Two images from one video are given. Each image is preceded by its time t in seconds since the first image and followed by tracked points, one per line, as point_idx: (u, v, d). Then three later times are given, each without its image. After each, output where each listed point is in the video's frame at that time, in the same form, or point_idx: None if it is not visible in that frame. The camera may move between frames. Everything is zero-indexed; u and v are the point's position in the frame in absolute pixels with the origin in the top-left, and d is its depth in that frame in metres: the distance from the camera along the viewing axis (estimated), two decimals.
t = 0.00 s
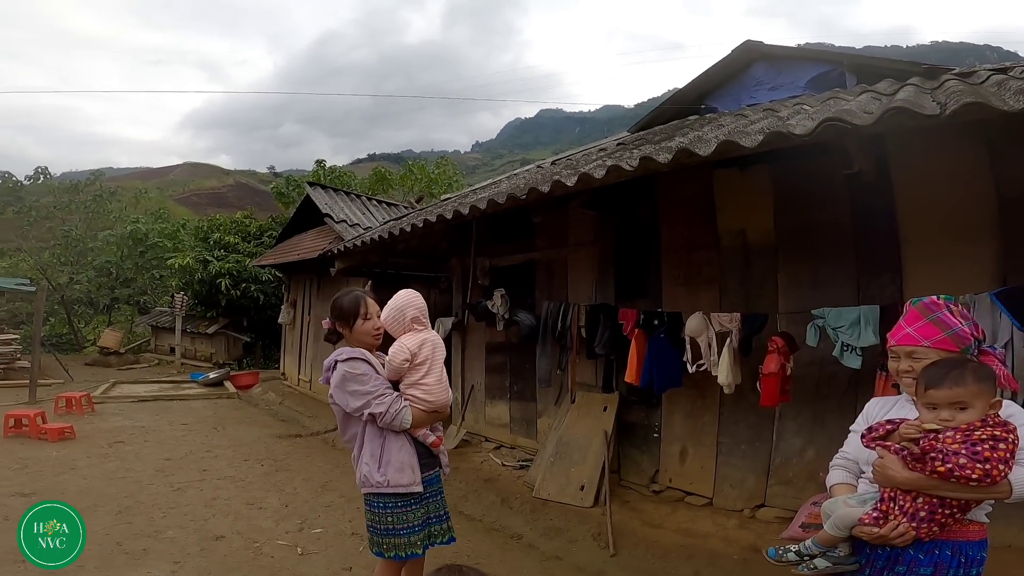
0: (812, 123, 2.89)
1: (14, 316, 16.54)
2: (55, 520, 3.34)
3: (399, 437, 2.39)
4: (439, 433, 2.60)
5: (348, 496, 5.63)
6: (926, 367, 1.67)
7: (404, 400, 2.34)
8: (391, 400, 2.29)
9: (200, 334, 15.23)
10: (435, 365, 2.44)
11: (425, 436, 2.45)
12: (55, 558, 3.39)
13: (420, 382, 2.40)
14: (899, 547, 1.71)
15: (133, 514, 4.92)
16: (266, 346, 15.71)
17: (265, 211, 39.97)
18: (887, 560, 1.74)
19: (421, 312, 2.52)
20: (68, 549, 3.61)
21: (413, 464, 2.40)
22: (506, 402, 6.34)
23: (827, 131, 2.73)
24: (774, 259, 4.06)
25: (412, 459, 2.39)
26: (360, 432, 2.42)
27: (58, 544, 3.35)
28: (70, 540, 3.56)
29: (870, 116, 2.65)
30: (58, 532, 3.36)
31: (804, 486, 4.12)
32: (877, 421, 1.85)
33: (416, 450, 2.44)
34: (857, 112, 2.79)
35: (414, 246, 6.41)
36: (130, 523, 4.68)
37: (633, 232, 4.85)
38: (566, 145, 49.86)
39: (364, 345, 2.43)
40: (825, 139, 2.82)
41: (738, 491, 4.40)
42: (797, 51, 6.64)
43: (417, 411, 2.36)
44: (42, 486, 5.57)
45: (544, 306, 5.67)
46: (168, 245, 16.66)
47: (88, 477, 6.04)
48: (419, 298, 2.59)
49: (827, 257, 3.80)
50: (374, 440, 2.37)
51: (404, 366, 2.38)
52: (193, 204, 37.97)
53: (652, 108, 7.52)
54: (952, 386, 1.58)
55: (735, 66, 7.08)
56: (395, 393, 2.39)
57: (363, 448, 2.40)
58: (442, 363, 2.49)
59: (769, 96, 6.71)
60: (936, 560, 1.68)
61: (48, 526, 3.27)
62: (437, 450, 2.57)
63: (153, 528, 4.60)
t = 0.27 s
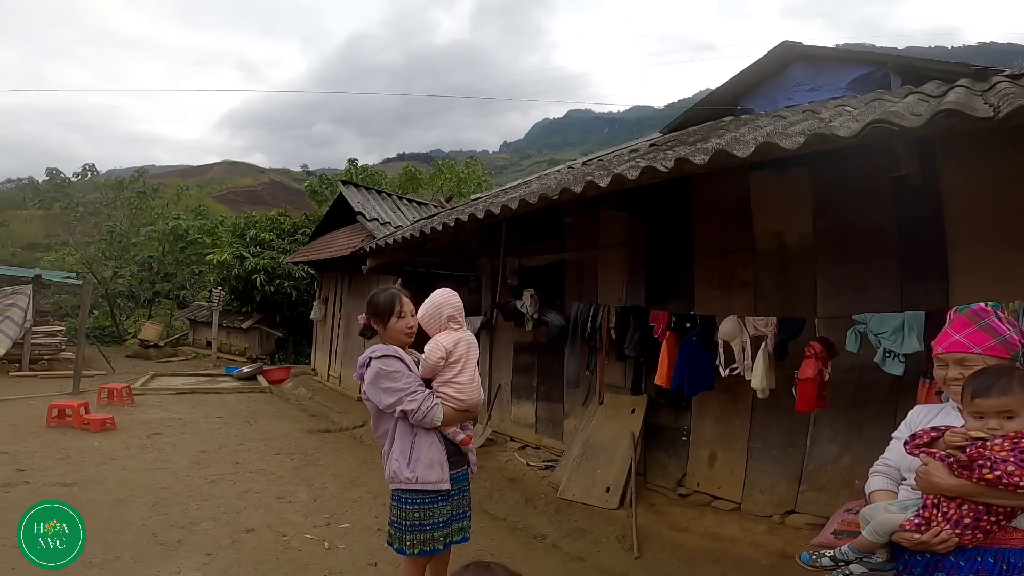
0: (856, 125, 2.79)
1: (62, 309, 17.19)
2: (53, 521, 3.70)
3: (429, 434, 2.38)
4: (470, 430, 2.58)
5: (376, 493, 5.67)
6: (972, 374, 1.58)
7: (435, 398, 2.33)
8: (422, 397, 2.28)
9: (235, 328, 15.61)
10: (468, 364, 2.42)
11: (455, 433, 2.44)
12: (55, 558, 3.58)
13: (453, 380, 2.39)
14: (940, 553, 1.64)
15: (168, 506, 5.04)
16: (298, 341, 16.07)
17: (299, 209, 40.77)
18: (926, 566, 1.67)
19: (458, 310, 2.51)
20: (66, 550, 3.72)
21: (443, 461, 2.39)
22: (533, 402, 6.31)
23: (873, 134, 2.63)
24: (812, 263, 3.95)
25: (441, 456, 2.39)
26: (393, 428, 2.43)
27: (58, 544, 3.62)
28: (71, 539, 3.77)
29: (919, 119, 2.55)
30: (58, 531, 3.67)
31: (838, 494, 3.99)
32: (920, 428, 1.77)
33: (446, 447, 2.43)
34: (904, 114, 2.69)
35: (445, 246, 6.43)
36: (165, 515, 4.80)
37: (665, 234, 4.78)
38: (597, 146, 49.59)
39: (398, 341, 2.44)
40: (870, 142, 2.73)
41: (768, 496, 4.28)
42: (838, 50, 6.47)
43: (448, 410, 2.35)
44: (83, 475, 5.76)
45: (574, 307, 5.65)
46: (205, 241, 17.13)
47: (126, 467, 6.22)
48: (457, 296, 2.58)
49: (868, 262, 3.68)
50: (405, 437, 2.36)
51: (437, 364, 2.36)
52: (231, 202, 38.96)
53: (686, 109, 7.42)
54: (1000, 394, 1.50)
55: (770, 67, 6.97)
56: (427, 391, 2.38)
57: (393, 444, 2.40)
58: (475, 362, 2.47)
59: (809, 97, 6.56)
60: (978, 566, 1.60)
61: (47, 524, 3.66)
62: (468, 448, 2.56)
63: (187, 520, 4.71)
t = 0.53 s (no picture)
0: (903, 125, 2.68)
1: (103, 298, 17.76)
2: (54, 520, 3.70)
3: (459, 429, 2.36)
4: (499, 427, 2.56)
5: (400, 486, 5.69)
6: None
7: (466, 393, 2.31)
8: (453, 393, 2.27)
9: (266, 320, 15.90)
10: (499, 360, 2.40)
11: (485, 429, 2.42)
12: (55, 557, 3.48)
13: (484, 376, 2.37)
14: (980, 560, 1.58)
15: (199, 494, 5.14)
16: (326, 334, 16.05)
17: (330, 204, 41.36)
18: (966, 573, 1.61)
19: (491, 307, 2.49)
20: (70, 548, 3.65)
21: (471, 457, 2.37)
22: (557, 400, 6.27)
23: (921, 134, 2.52)
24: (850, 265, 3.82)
25: (470, 452, 2.37)
26: (422, 423, 2.42)
27: (59, 544, 3.55)
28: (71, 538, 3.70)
29: (970, 119, 2.43)
30: (57, 530, 3.63)
31: (869, 499, 3.86)
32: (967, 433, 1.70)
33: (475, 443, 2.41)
34: (954, 113, 2.56)
35: (472, 241, 6.42)
36: (196, 503, 4.89)
37: (697, 233, 4.69)
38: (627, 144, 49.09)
39: (430, 336, 2.43)
40: (917, 142, 2.61)
41: (795, 500, 4.17)
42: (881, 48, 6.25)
43: (479, 405, 2.33)
44: (119, 463, 5.91)
45: (602, 304, 5.46)
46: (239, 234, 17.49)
47: (161, 455, 6.37)
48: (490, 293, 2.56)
49: (911, 264, 3.54)
50: (434, 432, 2.35)
51: (469, 360, 2.34)
52: (264, 196, 39.72)
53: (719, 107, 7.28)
54: None
55: (810, 64, 6.74)
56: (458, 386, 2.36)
57: (422, 438, 2.39)
58: (506, 359, 2.45)
59: (849, 96, 6.36)
60: None
61: (47, 524, 3.65)
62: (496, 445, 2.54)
63: (216, 509, 4.79)
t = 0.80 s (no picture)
0: (938, 126, 2.61)
1: (135, 297, 18.21)
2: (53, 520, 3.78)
3: (483, 430, 2.36)
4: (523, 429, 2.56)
5: (422, 486, 5.73)
6: None
7: (491, 395, 2.32)
8: (478, 394, 2.28)
9: (291, 320, 16.15)
10: (523, 362, 2.41)
11: (509, 431, 2.42)
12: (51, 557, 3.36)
13: (509, 377, 2.37)
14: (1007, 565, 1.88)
15: (227, 492, 5.23)
16: (349, 334, 16.35)
17: (354, 205, 41.84)
18: None
19: (515, 309, 2.50)
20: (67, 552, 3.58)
21: (495, 458, 2.37)
22: (578, 402, 6.24)
23: (956, 135, 2.45)
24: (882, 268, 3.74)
25: (494, 453, 2.37)
26: (447, 423, 2.43)
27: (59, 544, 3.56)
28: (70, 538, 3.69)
29: (1009, 119, 2.35)
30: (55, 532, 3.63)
31: (898, 504, 3.77)
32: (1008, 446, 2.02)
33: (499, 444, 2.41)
34: (991, 113, 2.49)
35: (494, 243, 6.43)
36: (224, 501, 4.99)
37: (722, 235, 4.63)
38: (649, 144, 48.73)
39: (455, 337, 2.44)
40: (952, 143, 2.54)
41: (821, 504, 4.09)
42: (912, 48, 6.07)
43: (503, 407, 2.33)
44: (150, 460, 6.05)
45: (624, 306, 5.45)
46: (265, 235, 17.79)
47: (189, 453, 6.51)
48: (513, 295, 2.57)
49: (945, 268, 3.45)
50: (459, 432, 2.36)
51: (494, 361, 2.35)
52: (290, 198, 40.35)
53: (743, 108, 7.17)
54: None
55: (841, 63, 6.59)
56: (483, 387, 2.37)
57: (447, 438, 2.40)
58: (530, 361, 2.46)
59: (879, 97, 6.19)
60: None
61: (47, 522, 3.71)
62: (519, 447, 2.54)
63: (243, 506, 4.88)
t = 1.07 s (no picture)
0: (974, 124, 2.54)
1: (170, 303, 18.71)
2: (53, 521, 3.82)
3: (512, 434, 2.38)
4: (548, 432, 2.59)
5: (449, 489, 5.76)
6: None
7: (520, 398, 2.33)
8: (508, 397, 2.29)
9: (320, 325, 16.41)
10: (547, 365, 2.45)
11: (538, 434, 2.43)
12: (54, 557, 3.53)
13: (537, 380, 2.40)
14: None
15: (260, 495, 5.34)
16: (376, 340, 16.63)
17: (380, 210, 42.35)
18: None
19: (534, 313, 2.54)
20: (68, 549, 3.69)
21: (523, 461, 2.39)
22: (605, 405, 6.21)
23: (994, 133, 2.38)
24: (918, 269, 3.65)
25: (522, 457, 2.39)
26: (475, 427, 2.44)
27: (58, 544, 3.62)
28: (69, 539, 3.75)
29: None
30: (56, 531, 3.72)
31: (938, 509, 3.67)
32: None
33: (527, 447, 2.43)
34: None
35: (519, 247, 6.44)
36: (257, 503, 5.09)
37: (750, 237, 4.57)
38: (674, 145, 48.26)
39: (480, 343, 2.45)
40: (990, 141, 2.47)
41: (857, 509, 4.00)
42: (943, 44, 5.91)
43: (532, 409, 2.35)
44: (186, 463, 6.21)
45: (651, 310, 5.42)
46: (294, 241, 18.11)
47: (224, 456, 6.66)
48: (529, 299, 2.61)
49: (985, 269, 3.36)
50: (487, 436, 2.37)
51: (521, 364, 2.37)
52: (318, 204, 41.02)
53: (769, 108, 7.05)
54: None
55: (870, 61, 6.45)
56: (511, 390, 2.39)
57: (476, 442, 2.41)
58: (553, 363, 2.50)
59: (910, 95, 6.04)
60: None
61: (48, 524, 3.75)
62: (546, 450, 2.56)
63: (275, 509, 4.97)
